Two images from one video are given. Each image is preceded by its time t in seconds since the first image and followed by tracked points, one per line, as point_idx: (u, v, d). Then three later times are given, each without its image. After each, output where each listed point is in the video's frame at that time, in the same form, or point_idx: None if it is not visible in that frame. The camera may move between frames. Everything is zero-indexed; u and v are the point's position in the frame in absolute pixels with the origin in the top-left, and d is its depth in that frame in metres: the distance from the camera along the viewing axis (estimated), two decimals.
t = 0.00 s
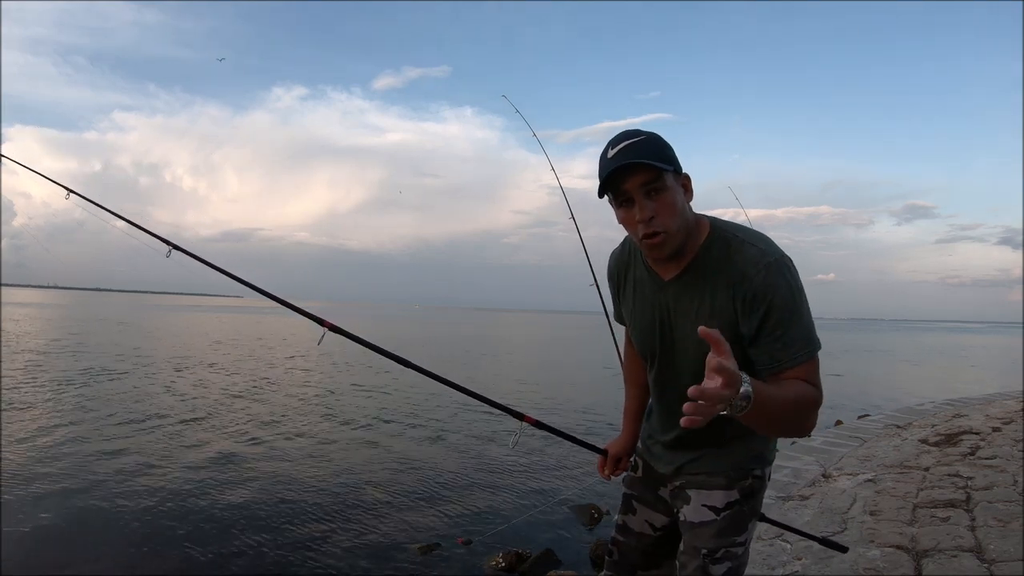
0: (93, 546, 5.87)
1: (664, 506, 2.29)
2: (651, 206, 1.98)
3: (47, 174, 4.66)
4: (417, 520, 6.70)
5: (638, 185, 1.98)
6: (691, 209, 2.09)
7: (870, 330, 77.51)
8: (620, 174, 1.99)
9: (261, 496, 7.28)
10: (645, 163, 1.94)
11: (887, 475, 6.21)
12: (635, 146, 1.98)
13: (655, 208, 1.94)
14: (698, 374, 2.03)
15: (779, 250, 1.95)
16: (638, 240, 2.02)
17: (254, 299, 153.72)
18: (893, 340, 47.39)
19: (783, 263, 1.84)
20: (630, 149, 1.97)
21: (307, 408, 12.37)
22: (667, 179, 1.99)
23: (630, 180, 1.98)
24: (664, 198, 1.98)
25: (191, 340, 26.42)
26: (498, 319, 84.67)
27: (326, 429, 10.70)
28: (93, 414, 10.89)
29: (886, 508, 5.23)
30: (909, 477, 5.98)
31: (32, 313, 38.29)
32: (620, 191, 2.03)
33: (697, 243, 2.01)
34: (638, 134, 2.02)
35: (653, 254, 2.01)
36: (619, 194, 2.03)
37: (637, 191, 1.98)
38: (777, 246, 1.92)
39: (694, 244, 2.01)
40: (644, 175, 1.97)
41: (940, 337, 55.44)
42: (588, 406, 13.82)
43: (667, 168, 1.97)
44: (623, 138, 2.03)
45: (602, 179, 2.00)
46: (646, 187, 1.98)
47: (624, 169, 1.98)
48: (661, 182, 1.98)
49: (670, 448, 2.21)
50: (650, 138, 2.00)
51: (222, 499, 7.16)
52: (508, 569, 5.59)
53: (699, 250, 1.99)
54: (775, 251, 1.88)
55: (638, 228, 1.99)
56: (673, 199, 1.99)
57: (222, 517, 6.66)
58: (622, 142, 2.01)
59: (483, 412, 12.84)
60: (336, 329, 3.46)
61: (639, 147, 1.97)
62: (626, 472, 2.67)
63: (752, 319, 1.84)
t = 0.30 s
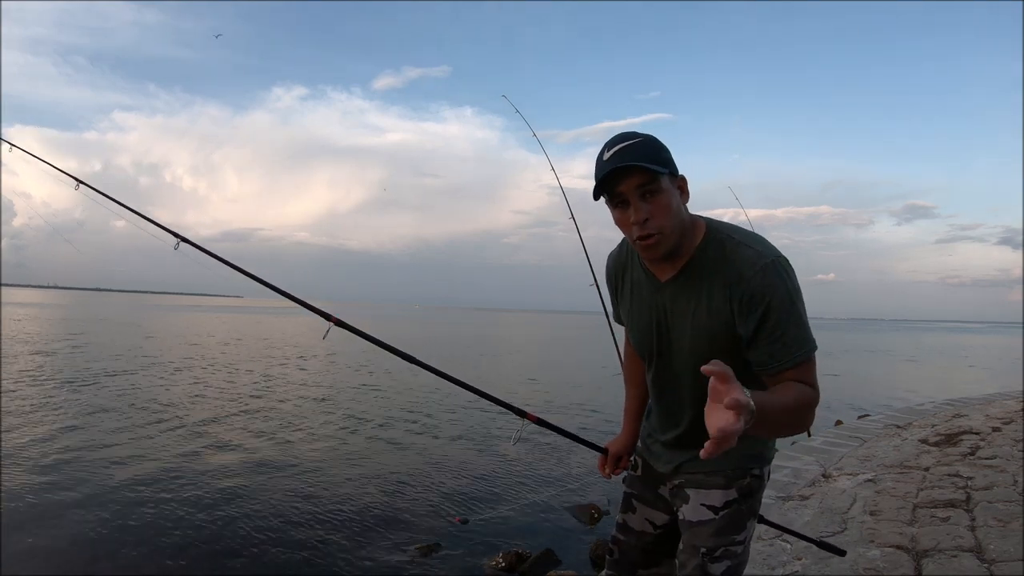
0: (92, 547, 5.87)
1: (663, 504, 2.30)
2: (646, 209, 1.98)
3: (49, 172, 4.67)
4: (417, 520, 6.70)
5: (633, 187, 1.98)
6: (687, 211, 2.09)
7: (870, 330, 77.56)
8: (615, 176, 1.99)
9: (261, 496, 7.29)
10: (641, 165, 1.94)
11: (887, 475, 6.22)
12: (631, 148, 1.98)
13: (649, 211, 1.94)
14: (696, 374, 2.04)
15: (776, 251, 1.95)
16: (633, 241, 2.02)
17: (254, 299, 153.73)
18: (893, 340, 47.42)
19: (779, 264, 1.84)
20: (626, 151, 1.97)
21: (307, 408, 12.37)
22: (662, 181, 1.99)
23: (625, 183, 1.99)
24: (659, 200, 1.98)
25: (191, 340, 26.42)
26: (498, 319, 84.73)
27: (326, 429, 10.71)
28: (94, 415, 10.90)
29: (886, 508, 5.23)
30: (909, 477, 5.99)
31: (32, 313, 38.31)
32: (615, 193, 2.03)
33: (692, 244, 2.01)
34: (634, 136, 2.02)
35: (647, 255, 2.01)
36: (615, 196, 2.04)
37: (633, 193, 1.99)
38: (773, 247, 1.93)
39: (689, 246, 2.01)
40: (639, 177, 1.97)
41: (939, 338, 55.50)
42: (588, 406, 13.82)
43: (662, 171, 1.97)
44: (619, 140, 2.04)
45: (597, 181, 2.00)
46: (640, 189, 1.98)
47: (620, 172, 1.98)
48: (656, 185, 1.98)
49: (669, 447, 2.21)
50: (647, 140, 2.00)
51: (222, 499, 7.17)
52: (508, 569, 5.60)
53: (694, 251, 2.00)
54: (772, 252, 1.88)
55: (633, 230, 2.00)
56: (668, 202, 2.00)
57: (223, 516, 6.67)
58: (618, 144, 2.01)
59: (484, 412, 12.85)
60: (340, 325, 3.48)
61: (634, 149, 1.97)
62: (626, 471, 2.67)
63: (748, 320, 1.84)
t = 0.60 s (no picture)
0: (93, 547, 5.87)
1: (662, 503, 2.30)
2: (648, 207, 1.98)
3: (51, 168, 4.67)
4: (417, 521, 6.69)
5: (634, 186, 1.98)
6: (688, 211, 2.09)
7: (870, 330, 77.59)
8: (617, 175, 1.99)
9: (262, 496, 7.29)
10: (642, 164, 1.94)
11: (887, 475, 6.21)
12: (633, 147, 1.98)
13: (650, 210, 1.94)
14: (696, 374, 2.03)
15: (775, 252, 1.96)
16: (634, 240, 2.02)
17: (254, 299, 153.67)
18: (893, 340, 47.44)
19: (778, 265, 1.84)
20: (627, 151, 1.97)
21: (307, 408, 12.36)
22: (664, 181, 1.99)
23: (626, 181, 1.99)
24: (660, 200, 1.98)
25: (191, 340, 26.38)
26: (498, 319, 84.74)
27: (326, 429, 10.70)
28: (94, 414, 10.90)
29: (886, 508, 5.23)
30: (909, 477, 5.98)
31: (32, 313, 38.19)
32: (616, 192, 2.03)
33: (694, 244, 2.01)
34: (636, 136, 2.02)
35: (648, 255, 2.01)
36: (615, 195, 2.04)
37: (633, 192, 1.99)
38: (772, 248, 1.92)
39: (689, 246, 2.01)
40: (641, 175, 1.97)
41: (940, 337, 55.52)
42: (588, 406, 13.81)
43: (663, 170, 1.97)
44: (622, 139, 2.03)
45: (598, 179, 2.00)
46: (641, 187, 1.98)
47: (621, 170, 1.98)
48: (658, 183, 1.98)
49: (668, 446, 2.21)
50: (649, 140, 2.00)
51: (222, 498, 7.16)
52: (508, 569, 5.59)
53: (695, 251, 2.00)
54: (771, 253, 1.89)
55: (634, 228, 1.99)
56: (669, 201, 1.99)
57: (223, 517, 6.65)
58: (619, 144, 2.01)
59: (484, 412, 12.84)
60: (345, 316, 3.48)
61: (637, 149, 1.96)
62: (624, 471, 2.66)
63: (746, 320, 1.84)
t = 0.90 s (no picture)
0: (93, 547, 5.87)
1: (662, 503, 2.30)
2: (647, 205, 1.98)
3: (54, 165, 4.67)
4: (417, 521, 6.69)
5: (633, 184, 1.98)
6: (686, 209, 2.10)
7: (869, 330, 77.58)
8: (616, 174, 1.99)
9: (262, 496, 7.29)
10: (641, 163, 1.94)
11: (887, 475, 6.21)
12: (631, 146, 1.98)
13: (649, 208, 1.94)
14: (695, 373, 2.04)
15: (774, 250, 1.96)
16: (633, 239, 2.02)
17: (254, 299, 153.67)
18: (893, 340, 47.44)
19: (777, 263, 1.84)
20: (626, 150, 1.97)
21: (307, 408, 12.36)
22: (663, 179, 1.99)
23: (626, 180, 1.99)
24: (659, 198, 1.98)
25: (191, 340, 26.37)
26: (498, 319, 84.72)
27: (326, 429, 10.70)
28: (94, 415, 10.90)
29: (886, 508, 5.23)
30: (909, 477, 5.98)
31: (32, 314, 38.15)
32: (615, 191, 2.04)
33: (693, 242, 2.01)
34: (635, 135, 2.02)
35: (648, 253, 2.01)
36: (615, 194, 2.04)
37: (632, 191, 1.99)
38: (771, 246, 1.93)
39: (689, 243, 2.01)
40: (640, 174, 1.97)
41: (940, 338, 55.53)
42: (589, 406, 13.81)
43: (662, 169, 1.97)
44: (621, 138, 2.03)
45: (597, 178, 2.00)
46: (641, 186, 1.98)
47: (620, 169, 1.98)
48: (656, 182, 1.98)
49: (668, 445, 2.21)
50: (647, 139, 2.00)
51: (222, 499, 7.16)
52: (508, 569, 5.59)
53: (694, 249, 2.00)
54: (770, 251, 1.89)
55: (634, 227, 1.99)
56: (668, 199, 1.99)
57: (223, 517, 6.65)
58: (618, 143, 2.01)
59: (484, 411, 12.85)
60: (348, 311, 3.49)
61: (636, 148, 1.96)
62: (623, 471, 2.66)
63: (745, 318, 1.84)
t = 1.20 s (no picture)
0: (93, 547, 5.87)
1: (661, 502, 2.30)
2: (652, 209, 1.98)
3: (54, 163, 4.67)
4: (417, 521, 6.69)
5: (636, 187, 1.98)
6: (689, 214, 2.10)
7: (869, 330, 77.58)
8: (620, 176, 1.99)
9: (262, 495, 7.29)
10: (644, 165, 1.94)
11: (887, 475, 6.21)
12: (634, 150, 1.98)
13: (651, 211, 1.94)
14: (695, 374, 2.04)
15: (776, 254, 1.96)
16: (636, 241, 2.02)
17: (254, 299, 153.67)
18: (893, 340, 47.44)
19: (777, 267, 1.84)
20: (628, 152, 1.97)
21: (307, 408, 12.36)
22: (665, 182, 1.99)
23: (628, 183, 1.99)
24: (661, 201, 1.98)
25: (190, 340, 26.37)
26: (498, 319, 84.73)
27: (326, 429, 10.69)
28: (94, 414, 10.90)
29: (886, 508, 5.23)
30: (909, 477, 5.99)
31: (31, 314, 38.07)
32: (618, 193, 2.03)
33: (695, 245, 2.01)
34: (638, 138, 2.02)
35: (650, 257, 2.01)
36: (616, 196, 2.04)
37: (634, 194, 1.99)
38: (772, 250, 1.93)
39: (691, 247, 2.01)
40: (643, 177, 1.97)
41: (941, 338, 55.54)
42: (588, 406, 13.81)
43: (665, 172, 1.97)
44: (624, 141, 2.03)
45: (600, 180, 2.00)
46: (643, 189, 1.98)
47: (622, 172, 1.98)
48: (660, 186, 1.98)
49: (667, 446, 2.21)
50: (650, 142, 2.00)
51: (222, 498, 7.16)
52: (508, 568, 5.59)
53: (696, 252, 2.00)
54: (770, 255, 1.89)
55: (636, 230, 1.99)
56: (672, 203, 2.00)
57: (222, 517, 6.65)
58: (621, 145, 2.01)
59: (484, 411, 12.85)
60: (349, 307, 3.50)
61: (639, 150, 1.96)
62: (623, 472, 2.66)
63: (745, 322, 1.84)
